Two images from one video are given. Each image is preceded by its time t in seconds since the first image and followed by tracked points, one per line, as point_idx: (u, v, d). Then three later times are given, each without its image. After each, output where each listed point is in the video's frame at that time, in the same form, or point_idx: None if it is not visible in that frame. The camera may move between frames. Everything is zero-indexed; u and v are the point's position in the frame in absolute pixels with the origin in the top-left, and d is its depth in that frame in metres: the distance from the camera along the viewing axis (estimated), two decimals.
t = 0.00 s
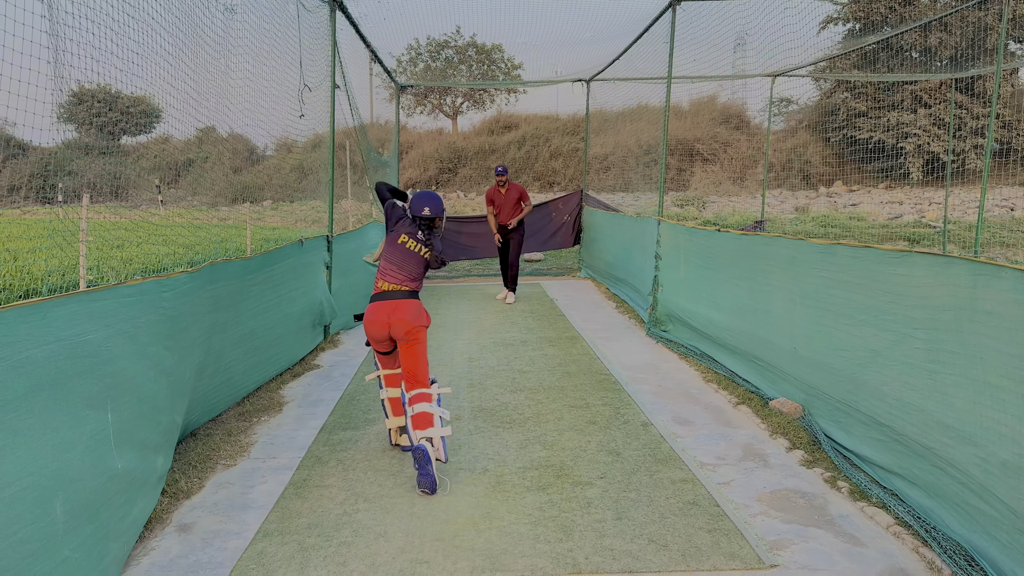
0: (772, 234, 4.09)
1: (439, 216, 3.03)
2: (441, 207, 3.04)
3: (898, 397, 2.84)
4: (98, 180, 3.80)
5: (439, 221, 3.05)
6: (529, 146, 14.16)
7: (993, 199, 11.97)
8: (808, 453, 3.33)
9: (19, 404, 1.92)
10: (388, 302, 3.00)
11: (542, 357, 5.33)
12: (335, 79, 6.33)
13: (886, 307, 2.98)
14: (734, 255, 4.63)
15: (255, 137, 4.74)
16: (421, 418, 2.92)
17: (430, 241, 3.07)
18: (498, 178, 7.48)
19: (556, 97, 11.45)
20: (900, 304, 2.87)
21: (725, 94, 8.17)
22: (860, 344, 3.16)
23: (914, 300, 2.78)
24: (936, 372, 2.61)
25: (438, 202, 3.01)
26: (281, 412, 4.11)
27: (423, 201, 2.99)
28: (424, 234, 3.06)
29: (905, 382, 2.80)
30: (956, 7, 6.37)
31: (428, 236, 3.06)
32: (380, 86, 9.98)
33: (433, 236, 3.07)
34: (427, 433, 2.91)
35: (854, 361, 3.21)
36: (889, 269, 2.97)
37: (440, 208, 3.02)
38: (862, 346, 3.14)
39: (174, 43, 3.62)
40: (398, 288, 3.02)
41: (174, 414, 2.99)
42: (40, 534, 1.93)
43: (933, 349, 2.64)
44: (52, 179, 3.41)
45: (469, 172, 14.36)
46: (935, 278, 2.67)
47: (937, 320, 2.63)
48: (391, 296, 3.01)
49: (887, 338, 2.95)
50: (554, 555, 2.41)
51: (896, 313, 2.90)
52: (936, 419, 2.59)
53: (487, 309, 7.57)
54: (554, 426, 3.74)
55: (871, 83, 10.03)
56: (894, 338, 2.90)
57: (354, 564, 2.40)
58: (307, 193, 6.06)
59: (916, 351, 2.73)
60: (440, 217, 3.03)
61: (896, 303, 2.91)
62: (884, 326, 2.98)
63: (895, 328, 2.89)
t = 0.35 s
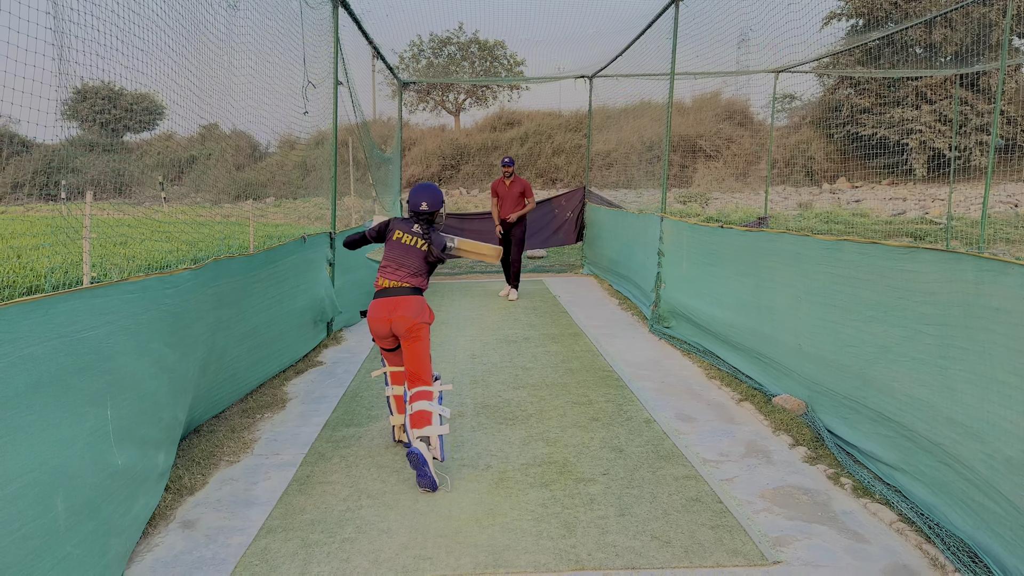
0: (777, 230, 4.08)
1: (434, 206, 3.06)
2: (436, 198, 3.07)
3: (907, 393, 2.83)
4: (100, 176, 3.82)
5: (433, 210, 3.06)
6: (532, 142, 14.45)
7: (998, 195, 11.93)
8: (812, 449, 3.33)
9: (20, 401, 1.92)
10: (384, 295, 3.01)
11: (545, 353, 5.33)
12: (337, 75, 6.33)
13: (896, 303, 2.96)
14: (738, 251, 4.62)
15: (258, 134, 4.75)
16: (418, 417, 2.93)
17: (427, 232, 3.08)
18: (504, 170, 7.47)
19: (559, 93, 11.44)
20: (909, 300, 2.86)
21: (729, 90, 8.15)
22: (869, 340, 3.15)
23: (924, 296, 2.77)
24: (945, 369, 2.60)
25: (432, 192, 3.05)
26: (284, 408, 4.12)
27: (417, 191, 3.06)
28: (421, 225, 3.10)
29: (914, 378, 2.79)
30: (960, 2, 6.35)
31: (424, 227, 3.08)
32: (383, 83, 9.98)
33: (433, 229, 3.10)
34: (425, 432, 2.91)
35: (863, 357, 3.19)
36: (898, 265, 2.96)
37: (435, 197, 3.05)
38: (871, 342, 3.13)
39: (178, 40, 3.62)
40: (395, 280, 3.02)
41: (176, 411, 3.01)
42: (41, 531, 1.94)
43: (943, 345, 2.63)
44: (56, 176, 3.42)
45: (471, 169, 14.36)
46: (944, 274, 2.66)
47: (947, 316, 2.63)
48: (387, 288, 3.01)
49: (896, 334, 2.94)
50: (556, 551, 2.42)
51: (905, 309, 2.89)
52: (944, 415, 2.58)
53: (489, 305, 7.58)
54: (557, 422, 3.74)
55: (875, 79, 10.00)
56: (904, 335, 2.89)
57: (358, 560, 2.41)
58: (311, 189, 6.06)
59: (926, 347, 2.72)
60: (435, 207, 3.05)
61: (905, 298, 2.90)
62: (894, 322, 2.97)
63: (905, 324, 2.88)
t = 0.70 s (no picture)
0: (781, 227, 4.07)
1: (412, 186, 3.05)
2: (416, 178, 3.07)
3: (910, 390, 2.83)
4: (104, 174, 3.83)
5: (409, 189, 3.05)
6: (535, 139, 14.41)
7: (1001, 192, 11.91)
8: (815, 446, 3.33)
9: (26, 398, 1.93)
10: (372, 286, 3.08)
11: (548, 350, 5.33)
12: (340, 72, 6.32)
13: (898, 300, 2.96)
14: (742, 248, 4.61)
15: (261, 132, 4.76)
16: (405, 421, 2.92)
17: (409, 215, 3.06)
18: (509, 165, 7.46)
19: (562, 89, 11.45)
20: (911, 297, 2.86)
21: (732, 87, 8.14)
22: (871, 337, 3.14)
23: (926, 293, 2.77)
24: (947, 365, 2.60)
25: (414, 174, 3.06)
26: (287, 405, 4.13)
27: (403, 174, 3.11)
28: (409, 210, 3.10)
29: (917, 375, 2.79)
30: None
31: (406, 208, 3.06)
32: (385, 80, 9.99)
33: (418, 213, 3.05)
34: (411, 437, 2.90)
35: (866, 354, 3.19)
36: (901, 262, 2.95)
37: (411, 177, 3.06)
38: (874, 339, 3.12)
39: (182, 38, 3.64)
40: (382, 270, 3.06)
41: (181, 408, 3.02)
42: (47, 528, 1.95)
43: (945, 342, 2.62)
44: (59, 173, 3.41)
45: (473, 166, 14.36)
46: (946, 271, 2.65)
47: (948, 314, 2.62)
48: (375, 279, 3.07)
49: (898, 331, 2.94)
50: (559, 548, 2.42)
51: (908, 306, 2.88)
52: (947, 412, 2.58)
53: (492, 302, 7.58)
54: (560, 419, 3.75)
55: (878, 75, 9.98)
56: (906, 332, 2.88)
57: (361, 556, 2.41)
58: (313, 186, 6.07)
59: (928, 344, 2.72)
60: (411, 187, 3.04)
61: (907, 295, 2.89)
62: (896, 319, 2.96)
63: (907, 321, 2.87)
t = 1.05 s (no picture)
0: (783, 224, 4.06)
1: (395, 180, 2.84)
2: (399, 170, 2.85)
3: (907, 387, 2.83)
4: (106, 170, 3.83)
5: (390, 184, 2.85)
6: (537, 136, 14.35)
7: (1005, 188, 11.85)
8: (817, 443, 3.31)
9: (31, 394, 1.93)
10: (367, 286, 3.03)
11: (550, 347, 5.32)
12: (343, 69, 6.32)
13: (896, 297, 2.95)
14: (744, 245, 4.60)
15: (264, 129, 4.74)
16: (402, 431, 2.85)
17: (393, 209, 2.85)
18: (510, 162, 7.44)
19: (564, 86, 11.44)
20: (910, 294, 2.84)
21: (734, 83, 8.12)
22: (872, 334, 3.13)
23: (923, 290, 2.76)
24: (946, 362, 2.59)
25: (402, 166, 2.85)
26: (290, 402, 4.13)
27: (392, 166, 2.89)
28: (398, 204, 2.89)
29: (914, 372, 2.78)
30: None
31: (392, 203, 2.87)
32: (388, 77, 9.99)
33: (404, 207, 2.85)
34: (405, 446, 2.85)
35: (863, 352, 3.19)
36: (899, 260, 2.95)
37: (394, 169, 2.85)
38: (871, 336, 3.12)
39: (183, 35, 3.63)
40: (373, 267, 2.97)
41: (183, 404, 3.02)
42: (52, 523, 1.95)
43: (944, 339, 2.61)
44: (61, 169, 3.52)
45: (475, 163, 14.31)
46: (944, 268, 2.65)
47: (946, 311, 2.62)
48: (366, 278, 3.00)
49: (896, 328, 2.93)
50: (562, 545, 2.42)
51: (905, 303, 2.88)
52: (946, 410, 2.57)
53: (495, 299, 7.57)
54: (562, 416, 3.75)
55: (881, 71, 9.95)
56: (903, 329, 2.87)
57: (363, 552, 2.41)
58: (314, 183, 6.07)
59: (925, 341, 2.71)
60: (398, 180, 2.84)
61: (905, 292, 2.89)
62: (893, 316, 2.96)
63: (903, 318, 2.87)
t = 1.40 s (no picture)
0: (785, 222, 4.05)
1: (391, 164, 2.87)
2: (395, 155, 2.88)
3: (910, 385, 2.82)
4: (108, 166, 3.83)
5: (386, 168, 2.88)
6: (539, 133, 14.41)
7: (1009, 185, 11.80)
8: (820, 441, 3.31)
9: (35, 391, 1.93)
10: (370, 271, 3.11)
11: (552, 345, 5.32)
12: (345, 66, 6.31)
13: (898, 295, 2.94)
14: (746, 242, 4.59)
15: (265, 126, 4.74)
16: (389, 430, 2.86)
17: (390, 194, 2.90)
18: (511, 160, 7.43)
19: (567, 82, 11.43)
20: (913, 292, 2.84)
21: (737, 80, 8.09)
22: (874, 332, 3.13)
23: (926, 288, 2.75)
24: (948, 361, 2.58)
25: (398, 151, 2.88)
26: (292, 399, 4.14)
27: (389, 151, 2.92)
28: (395, 189, 2.92)
29: (916, 370, 2.78)
30: None
31: (389, 188, 2.91)
32: (390, 73, 9.97)
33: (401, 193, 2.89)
34: (396, 448, 2.84)
35: (865, 349, 3.18)
36: (902, 257, 2.93)
37: (390, 154, 2.89)
38: (873, 334, 3.12)
39: (184, 32, 3.62)
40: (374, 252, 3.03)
41: (184, 401, 3.02)
42: (55, 521, 1.94)
43: (947, 337, 2.60)
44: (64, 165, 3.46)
45: (477, 159, 14.39)
46: (947, 266, 2.64)
47: (949, 308, 2.61)
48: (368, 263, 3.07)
49: (899, 326, 2.92)
50: (564, 542, 2.42)
51: (907, 301, 2.87)
52: (948, 408, 2.57)
53: (497, 296, 7.57)
54: (565, 413, 3.74)
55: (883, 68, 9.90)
56: (905, 327, 2.87)
57: (366, 550, 2.42)
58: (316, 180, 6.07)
59: (927, 339, 2.71)
60: (394, 165, 2.87)
61: (908, 290, 2.88)
62: (895, 314, 2.96)
63: (906, 316, 2.87)
